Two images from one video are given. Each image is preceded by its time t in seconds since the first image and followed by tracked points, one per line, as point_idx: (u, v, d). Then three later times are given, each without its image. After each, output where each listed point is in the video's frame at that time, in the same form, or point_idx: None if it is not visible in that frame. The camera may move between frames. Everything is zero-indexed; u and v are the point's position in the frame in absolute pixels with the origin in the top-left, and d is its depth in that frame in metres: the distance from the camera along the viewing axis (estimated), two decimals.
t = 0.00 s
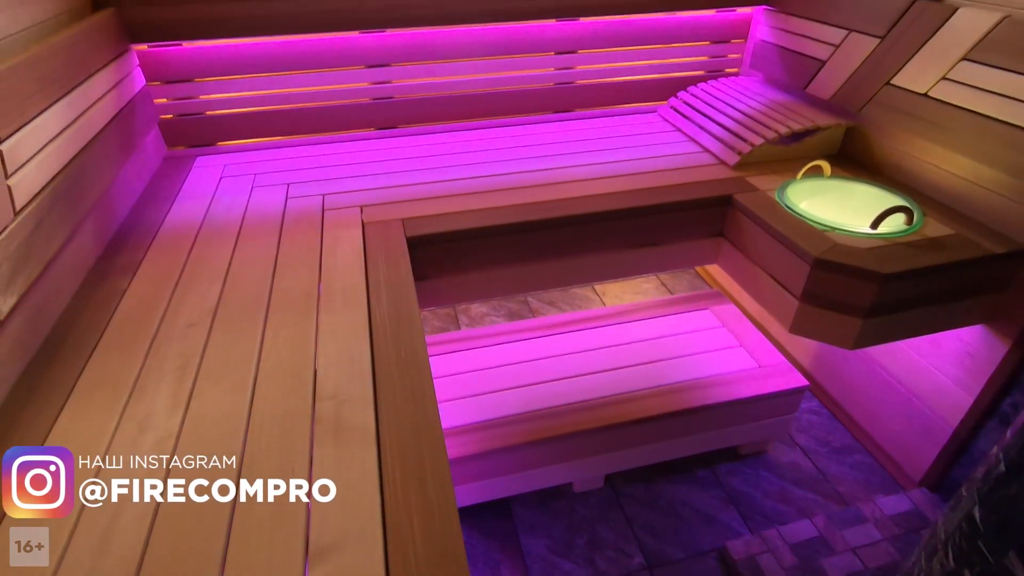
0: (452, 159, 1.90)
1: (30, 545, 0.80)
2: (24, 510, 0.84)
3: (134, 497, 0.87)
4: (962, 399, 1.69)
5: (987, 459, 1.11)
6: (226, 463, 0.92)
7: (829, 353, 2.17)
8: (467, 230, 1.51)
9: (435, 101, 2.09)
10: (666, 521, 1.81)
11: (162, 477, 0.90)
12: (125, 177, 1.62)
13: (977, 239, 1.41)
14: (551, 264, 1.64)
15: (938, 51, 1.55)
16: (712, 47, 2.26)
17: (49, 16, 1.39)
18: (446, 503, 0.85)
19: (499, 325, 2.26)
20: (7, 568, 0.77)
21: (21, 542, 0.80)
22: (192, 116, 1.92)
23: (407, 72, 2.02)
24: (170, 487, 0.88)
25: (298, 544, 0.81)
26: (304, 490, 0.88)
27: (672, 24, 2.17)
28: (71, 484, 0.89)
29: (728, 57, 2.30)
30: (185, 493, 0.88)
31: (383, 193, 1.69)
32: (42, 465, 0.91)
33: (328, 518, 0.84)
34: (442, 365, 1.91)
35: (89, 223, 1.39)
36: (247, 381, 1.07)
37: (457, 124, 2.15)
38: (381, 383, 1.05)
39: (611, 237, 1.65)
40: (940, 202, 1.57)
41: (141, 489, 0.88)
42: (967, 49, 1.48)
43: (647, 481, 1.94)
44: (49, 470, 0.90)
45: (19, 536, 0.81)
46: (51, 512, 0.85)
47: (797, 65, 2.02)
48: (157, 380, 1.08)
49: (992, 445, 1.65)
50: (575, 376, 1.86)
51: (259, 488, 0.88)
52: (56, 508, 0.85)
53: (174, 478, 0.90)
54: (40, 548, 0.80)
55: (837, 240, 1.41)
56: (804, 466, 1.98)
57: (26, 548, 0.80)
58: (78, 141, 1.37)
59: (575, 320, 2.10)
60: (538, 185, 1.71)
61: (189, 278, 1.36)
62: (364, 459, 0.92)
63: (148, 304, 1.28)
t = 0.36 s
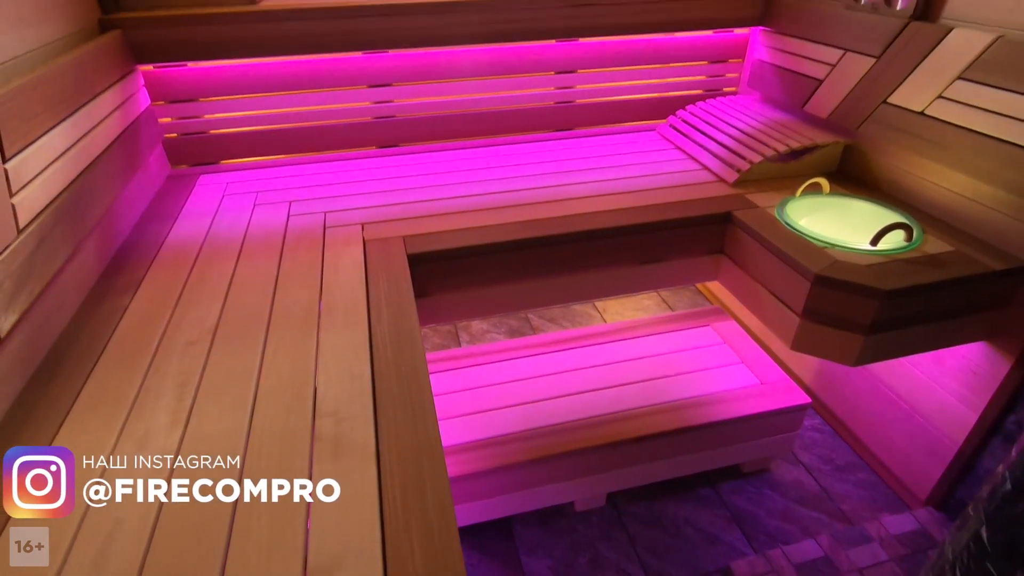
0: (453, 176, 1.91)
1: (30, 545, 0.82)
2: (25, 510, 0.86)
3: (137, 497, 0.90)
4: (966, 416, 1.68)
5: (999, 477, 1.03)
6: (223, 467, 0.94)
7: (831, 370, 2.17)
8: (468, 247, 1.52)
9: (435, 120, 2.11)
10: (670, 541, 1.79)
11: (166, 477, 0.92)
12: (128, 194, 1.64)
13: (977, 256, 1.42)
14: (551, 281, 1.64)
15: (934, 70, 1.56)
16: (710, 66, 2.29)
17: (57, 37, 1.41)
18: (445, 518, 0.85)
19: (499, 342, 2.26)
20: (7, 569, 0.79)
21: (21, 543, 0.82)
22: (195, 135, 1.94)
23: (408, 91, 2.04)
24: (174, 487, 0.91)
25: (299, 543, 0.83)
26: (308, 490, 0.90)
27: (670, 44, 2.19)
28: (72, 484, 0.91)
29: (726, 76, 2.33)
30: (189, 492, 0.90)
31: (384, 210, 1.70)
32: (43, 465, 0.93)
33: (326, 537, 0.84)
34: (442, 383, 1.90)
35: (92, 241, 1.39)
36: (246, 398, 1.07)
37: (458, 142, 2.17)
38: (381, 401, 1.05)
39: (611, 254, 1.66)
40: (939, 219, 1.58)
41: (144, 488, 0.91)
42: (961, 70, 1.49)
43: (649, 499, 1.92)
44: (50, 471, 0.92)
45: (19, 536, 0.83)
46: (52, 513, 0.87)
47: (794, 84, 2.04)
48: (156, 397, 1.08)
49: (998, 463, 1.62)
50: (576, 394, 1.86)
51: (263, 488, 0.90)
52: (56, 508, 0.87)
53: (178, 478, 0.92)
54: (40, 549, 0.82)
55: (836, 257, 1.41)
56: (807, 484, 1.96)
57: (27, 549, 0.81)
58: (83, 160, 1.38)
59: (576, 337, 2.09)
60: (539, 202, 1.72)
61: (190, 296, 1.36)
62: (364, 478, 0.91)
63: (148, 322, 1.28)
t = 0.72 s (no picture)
0: (454, 194, 1.93)
1: (30, 545, 0.84)
2: (25, 510, 0.88)
3: (137, 497, 0.92)
4: (971, 434, 1.66)
5: (999, 498, 1.16)
6: (223, 467, 0.96)
7: (834, 387, 2.15)
8: (468, 264, 1.52)
9: (436, 138, 2.13)
10: (674, 562, 1.76)
11: (166, 478, 0.95)
12: (131, 213, 1.64)
13: (977, 272, 1.42)
14: (552, 298, 1.65)
15: (930, 88, 1.58)
16: (708, 86, 2.32)
17: (64, 58, 1.44)
18: (443, 528, 0.85)
19: (500, 359, 2.25)
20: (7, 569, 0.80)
21: (21, 543, 0.84)
22: (199, 154, 1.96)
23: (410, 111, 2.06)
24: (174, 487, 0.93)
25: (299, 535, 0.86)
26: (308, 490, 0.92)
27: (669, 64, 2.22)
28: (71, 484, 0.93)
29: (724, 95, 2.35)
30: (189, 492, 0.92)
31: (385, 228, 1.71)
32: (43, 466, 0.96)
33: (324, 558, 0.82)
34: (443, 400, 1.90)
35: (93, 258, 1.40)
36: (246, 417, 1.06)
37: (459, 160, 2.19)
38: (382, 419, 1.04)
39: (612, 272, 1.66)
40: (938, 236, 1.58)
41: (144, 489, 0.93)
42: (958, 87, 1.51)
43: (652, 519, 1.89)
44: (49, 471, 0.95)
45: (20, 536, 0.85)
46: (52, 513, 0.89)
47: (792, 102, 2.06)
48: (155, 415, 1.07)
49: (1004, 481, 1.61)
50: (577, 412, 1.84)
51: (263, 488, 0.93)
52: (56, 508, 0.89)
53: (178, 478, 0.95)
54: (40, 549, 0.84)
55: (837, 274, 1.41)
56: (813, 504, 1.94)
57: (26, 549, 0.83)
58: (87, 178, 1.39)
59: (577, 355, 2.09)
60: (539, 220, 1.73)
61: (191, 314, 1.36)
62: (363, 497, 0.91)
63: (148, 339, 1.27)
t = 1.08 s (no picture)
0: (455, 212, 1.94)
1: (30, 546, 0.86)
2: (26, 510, 0.90)
3: (137, 497, 0.94)
4: (977, 452, 1.65)
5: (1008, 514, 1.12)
6: (223, 467, 0.99)
7: (837, 405, 2.14)
8: (469, 282, 1.53)
9: (438, 157, 2.15)
10: None
11: (166, 478, 0.97)
12: (134, 231, 1.65)
13: (978, 290, 1.42)
14: (553, 315, 1.65)
15: (926, 107, 1.58)
16: (707, 105, 2.34)
17: (71, 78, 1.46)
18: (441, 530, 0.87)
19: (501, 376, 2.24)
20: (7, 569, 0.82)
21: (21, 543, 0.86)
22: (202, 172, 1.97)
23: (412, 130, 2.08)
24: (174, 487, 0.96)
25: (298, 534, 0.88)
26: (308, 490, 0.94)
27: (667, 83, 2.24)
28: (71, 484, 0.96)
29: (722, 114, 2.38)
30: (190, 492, 0.95)
31: (386, 245, 1.72)
32: (43, 466, 0.99)
33: None
34: (444, 418, 1.88)
35: (95, 277, 1.40)
36: (245, 434, 1.06)
37: (460, 178, 2.21)
38: (382, 437, 1.03)
39: (613, 289, 1.66)
40: (939, 253, 1.59)
41: (144, 488, 0.95)
42: (954, 105, 1.51)
43: (655, 540, 1.87)
44: (49, 471, 0.98)
45: (20, 537, 0.87)
46: (52, 512, 0.91)
47: (789, 121, 2.08)
48: (153, 433, 1.06)
49: (1011, 501, 1.58)
50: (579, 430, 1.83)
51: (263, 489, 0.95)
52: (56, 508, 0.92)
53: (179, 478, 0.97)
54: (40, 549, 0.86)
55: (837, 290, 1.42)
56: (818, 523, 1.91)
57: (26, 549, 0.85)
58: (90, 197, 1.40)
59: (578, 372, 2.08)
60: (540, 237, 1.73)
61: (191, 332, 1.36)
62: (363, 517, 0.90)
63: (148, 357, 1.27)
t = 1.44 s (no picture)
0: (455, 229, 1.95)
1: (31, 546, 0.88)
2: (25, 510, 0.94)
3: (137, 497, 0.97)
4: (983, 471, 1.63)
5: None
6: (223, 467, 1.02)
7: (840, 423, 2.12)
8: (469, 299, 1.53)
9: (439, 175, 2.16)
10: None
11: (166, 478, 1.00)
12: (136, 249, 1.66)
13: (980, 306, 1.42)
14: (553, 332, 1.65)
15: (922, 126, 1.59)
16: (705, 123, 2.36)
17: (78, 99, 1.48)
18: (439, 534, 0.89)
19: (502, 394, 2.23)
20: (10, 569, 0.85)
21: (21, 543, 0.89)
22: (204, 190, 1.99)
23: (413, 148, 2.10)
24: (174, 487, 0.98)
25: (297, 531, 0.90)
26: (308, 490, 0.97)
27: (665, 102, 2.27)
28: (71, 484, 0.99)
29: (720, 133, 2.40)
30: (190, 492, 0.97)
31: (386, 263, 1.72)
32: (43, 466, 1.02)
33: None
34: (444, 437, 1.87)
35: (96, 295, 1.40)
36: (244, 453, 1.05)
37: (460, 196, 2.22)
38: (381, 455, 1.03)
39: (613, 306, 1.66)
40: (939, 271, 1.59)
41: (145, 489, 0.98)
42: (950, 124, 1.52)
43: (658, 560, 1.84)
44: (49, 471, 1.01)
45: (21, 537, 0.89)
46: (52, 512, 0.94)
47: (787, 140, 2.10)
48: (151, 453, 1.06)
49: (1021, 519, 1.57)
50: (580, 448, 1.82)
51: (262, 489, 0.98)
52: (56, 507, 0.95)
53: (179, 478, 1.00)
54: (40, 548, 0.88)
55: (838, 307, 1.42)
56: (823, 543, 1.89)
57: (27, 549, 0.88)
58: (94, 216, 1.41)
59: (579, 390, 2.07)
60: (540, 255, 1.74)
61: (191, 350, 1.35)
62: (362, 537, 0.89)
63: (148, 375, 1.27)
